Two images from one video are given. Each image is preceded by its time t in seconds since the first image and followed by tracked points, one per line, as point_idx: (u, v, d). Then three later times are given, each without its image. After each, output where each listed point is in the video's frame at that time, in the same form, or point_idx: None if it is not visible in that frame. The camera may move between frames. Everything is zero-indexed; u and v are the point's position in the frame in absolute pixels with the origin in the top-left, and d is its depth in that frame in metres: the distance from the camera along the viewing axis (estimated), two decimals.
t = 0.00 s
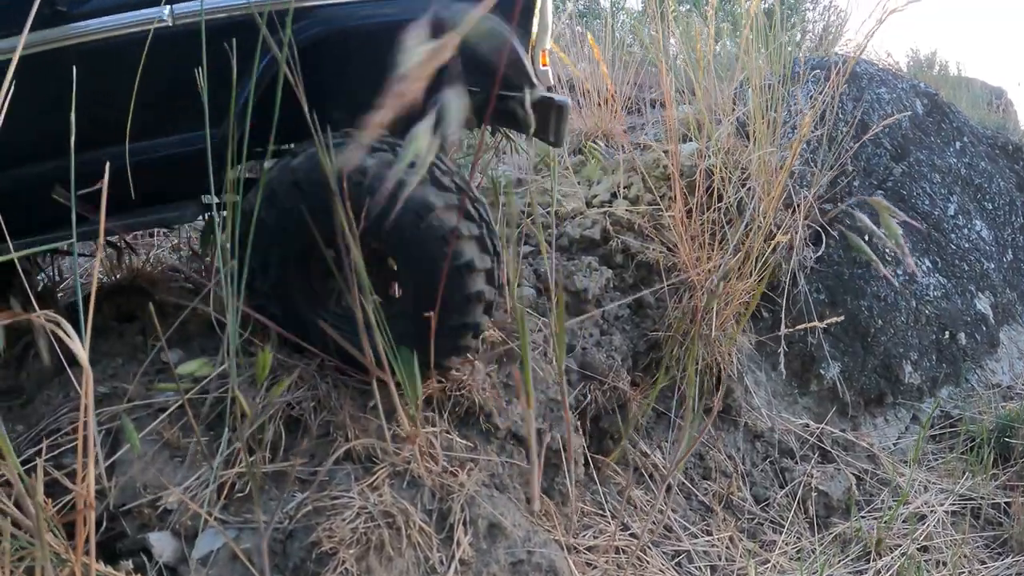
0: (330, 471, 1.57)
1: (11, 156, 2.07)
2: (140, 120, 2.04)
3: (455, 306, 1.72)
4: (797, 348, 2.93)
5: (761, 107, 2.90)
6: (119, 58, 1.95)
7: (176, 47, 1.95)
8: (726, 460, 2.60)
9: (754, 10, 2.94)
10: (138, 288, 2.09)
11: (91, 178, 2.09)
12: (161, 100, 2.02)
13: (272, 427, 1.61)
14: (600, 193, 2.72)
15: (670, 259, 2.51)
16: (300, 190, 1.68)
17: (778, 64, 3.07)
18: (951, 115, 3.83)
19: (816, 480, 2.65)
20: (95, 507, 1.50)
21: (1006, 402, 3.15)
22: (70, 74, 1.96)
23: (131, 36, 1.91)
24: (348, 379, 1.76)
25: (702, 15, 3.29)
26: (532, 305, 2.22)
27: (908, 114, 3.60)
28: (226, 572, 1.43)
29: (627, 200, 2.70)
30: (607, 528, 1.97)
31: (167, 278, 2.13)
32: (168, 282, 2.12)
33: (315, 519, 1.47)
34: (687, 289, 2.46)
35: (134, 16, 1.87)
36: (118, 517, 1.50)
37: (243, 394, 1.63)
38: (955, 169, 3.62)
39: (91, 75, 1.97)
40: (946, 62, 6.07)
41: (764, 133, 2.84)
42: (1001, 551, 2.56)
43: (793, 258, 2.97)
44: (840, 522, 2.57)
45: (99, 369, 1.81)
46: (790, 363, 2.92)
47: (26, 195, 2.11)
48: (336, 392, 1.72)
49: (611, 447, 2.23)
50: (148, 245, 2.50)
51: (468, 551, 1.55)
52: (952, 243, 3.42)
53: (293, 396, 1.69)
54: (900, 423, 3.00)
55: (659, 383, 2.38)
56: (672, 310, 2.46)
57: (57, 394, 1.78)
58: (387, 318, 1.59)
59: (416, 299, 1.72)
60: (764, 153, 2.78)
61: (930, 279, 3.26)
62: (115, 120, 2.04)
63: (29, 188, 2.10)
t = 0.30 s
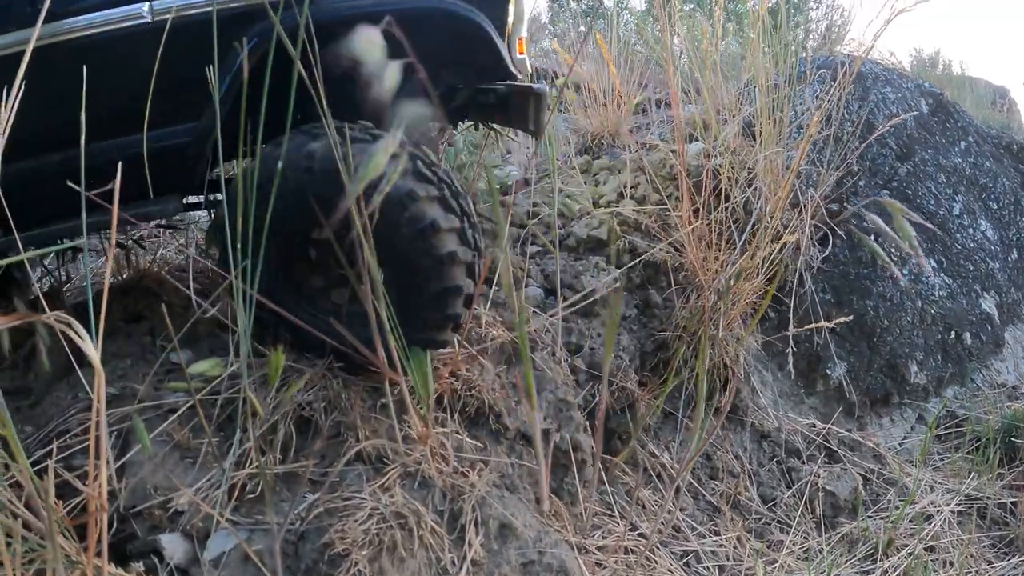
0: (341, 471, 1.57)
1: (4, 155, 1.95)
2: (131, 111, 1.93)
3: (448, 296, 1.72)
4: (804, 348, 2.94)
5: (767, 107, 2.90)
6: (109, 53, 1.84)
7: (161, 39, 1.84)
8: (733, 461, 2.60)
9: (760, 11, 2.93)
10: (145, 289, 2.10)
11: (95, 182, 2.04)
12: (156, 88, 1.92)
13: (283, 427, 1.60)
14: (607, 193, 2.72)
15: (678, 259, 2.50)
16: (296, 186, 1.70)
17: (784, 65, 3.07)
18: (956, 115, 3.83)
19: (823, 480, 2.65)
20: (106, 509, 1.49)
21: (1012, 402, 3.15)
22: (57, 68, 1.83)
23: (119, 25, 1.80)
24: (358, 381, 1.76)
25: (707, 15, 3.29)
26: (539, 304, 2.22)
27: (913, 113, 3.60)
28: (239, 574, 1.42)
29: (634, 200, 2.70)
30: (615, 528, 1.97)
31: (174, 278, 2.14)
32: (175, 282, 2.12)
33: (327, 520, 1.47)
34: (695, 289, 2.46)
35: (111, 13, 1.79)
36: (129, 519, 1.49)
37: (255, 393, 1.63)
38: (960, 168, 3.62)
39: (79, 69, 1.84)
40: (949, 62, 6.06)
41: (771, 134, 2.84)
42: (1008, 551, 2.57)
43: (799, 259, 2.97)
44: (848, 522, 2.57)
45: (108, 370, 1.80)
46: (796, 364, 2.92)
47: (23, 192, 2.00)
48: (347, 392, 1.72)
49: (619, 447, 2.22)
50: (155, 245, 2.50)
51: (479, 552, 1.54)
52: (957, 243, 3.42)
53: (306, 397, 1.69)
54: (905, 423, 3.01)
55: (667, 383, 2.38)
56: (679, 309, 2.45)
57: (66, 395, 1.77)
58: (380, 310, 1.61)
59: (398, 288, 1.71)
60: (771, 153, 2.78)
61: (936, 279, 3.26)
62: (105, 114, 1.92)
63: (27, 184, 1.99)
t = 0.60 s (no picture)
0: (342, 472, 1.56)
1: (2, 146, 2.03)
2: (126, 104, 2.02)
3: (403, 262, 1.71)
4: (807, 348, 2.93)
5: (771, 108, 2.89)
6: (101, 48, 1.93)
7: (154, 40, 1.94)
8: (736, 461, 2.59)
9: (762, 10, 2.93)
10: (147, 288, 2.09)
11: (96, 175, 2.10)
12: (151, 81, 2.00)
13: (284, 428, 1.59)
14: (610, 193, 2.71)
15: (681, 259, 2.49)
16: (296, 184, 1.70)
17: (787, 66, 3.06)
18: (960, 114, 3.81)
19: (826, 480, 2.64)
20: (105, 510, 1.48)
21: (1015, 403, 3.14)
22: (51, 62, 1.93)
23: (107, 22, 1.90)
24: (360, 380, 1.74)
25: (710, 14, 3.28)
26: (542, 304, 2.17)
27: (917, 113, 3.58)
28: None
29: (637, 199, 2.69)
30: (619, 529, 1.96)
31: (175, 278, 2.14)
32: (176, 282, 2.12)
33: (327, 521, 1.45)
34: (698, 289, 2.45)
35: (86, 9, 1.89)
36: (129, 520, 1.48)
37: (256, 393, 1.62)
38: (964, 168, 3.61)
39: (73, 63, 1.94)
40: (952, 61, 6.05)
41: (774, 133, 2.83)
42: (1011, 552, 2.56)
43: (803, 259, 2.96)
44: (851, 523, 2.56)
45: (109, 370, 1.80)
46: (800, 364, 2.92)
47: (23, 180, 2.07)
48: (348, 391, 1.70)
49: (622, 447, 2.21)
50: (155, 245, 2.49)
51: (481, 554, 1.52)
52: (961, 243, 3.41)
53: (307, 397, 1.68)
54: (908, 423, 3.01)
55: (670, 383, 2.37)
56: (683, 309, 2.44)
57: (66, 395, 1.77)
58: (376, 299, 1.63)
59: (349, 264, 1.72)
60: (775, 152, 2.77)
61: (939, 279, 3.25)
62: (100, 107, 2.01)
63: (26, 173, 2.06)
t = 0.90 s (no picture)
0: (342, 474, 1.54)
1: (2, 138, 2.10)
2: (110, 102, 2.07)
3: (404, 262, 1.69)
4: (812, 348, 2.92)
5: (775, 107, 2.88)
6: (90, 42, 2.04)
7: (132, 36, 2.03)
8: (741, 462, 2.57)
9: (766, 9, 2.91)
10: (148, 288, 2.08)
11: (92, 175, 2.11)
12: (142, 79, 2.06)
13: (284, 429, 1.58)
14: (614, 192, 2.69)
15: (685, 258, 2.48)
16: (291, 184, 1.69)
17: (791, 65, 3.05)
18: (966, 113, 3.79)
19: (832, 481, 2.63)
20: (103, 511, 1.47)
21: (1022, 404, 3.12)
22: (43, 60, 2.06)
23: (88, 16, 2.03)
24: (360, 380, 1.72)
25: (714, 13, 3.27)
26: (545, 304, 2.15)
27: (923, 112, 3.56)
28: None
29: (640, 199, 2.67)
30: (622, 531, 1.94)
31: (176, 277, 2.12)
32: (178, 281, 2.11)
33: (326, 523, 1.44)
34: (702, 289, 2.44)
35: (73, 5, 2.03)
36: (127, 521, 1.46)
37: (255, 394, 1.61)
38: (970, 168, 3.59)
39: (62, 60, 2.06)
40: (957, 61, 6.02)
41: (778, 132, 2.81)
42: (1017, 555, 2.54)
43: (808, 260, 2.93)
44: (856, 525, 2.56)
45: (108, 370, 1.78)
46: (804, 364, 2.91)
47: (24, 173, 2.13)
48: (350, 391, 1.68)
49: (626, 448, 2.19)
50: (157, 245, 2.47)
51: (483, 556, 1.50)
52: (967, 243, 3.39)
53: (307, 398, 1.66)
54: (914, 424, 2.99)
55: (674, 383, 2.35)
56: (686, 310, 2.43)
57: (66, 395, 1.75)
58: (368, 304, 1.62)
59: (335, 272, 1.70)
60: (779, 152, 2.76)
61: (945, 279, 3.23)
62: (86, 105, 2.07)
63: (25, 164, 2.11)
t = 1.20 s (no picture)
0: (355, 478, 1.52)
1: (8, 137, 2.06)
2: (114, 101, 2.03)
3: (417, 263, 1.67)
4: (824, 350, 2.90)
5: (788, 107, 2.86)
6: (91, 40, 1.98)
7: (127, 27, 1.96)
8: (754, 465, 2.54)
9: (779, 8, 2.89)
10: (158, 290, 2.07)
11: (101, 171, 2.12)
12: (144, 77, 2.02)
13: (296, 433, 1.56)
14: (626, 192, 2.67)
15: (698, 260, 2.46)
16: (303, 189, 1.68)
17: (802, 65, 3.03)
18: (977, 113, 3.77)
19: (844, 485, 2.61)
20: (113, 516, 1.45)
21: None
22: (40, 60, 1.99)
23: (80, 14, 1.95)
24: (374, 383, 1.70)
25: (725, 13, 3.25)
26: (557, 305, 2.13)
27: (934, 112, 3.54)
28: None
29: (652, 200, 2.65)
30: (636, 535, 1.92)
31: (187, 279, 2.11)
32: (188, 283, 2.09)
33: (340, 529, 1.42)
34: (715, 290, 2.42)
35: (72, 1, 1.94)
36: (137, 526, 1.45)
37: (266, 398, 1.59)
38: (981, 168, 3.57)
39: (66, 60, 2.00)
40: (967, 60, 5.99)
41: (792, 133, 2.79)
42: None
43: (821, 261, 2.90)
44: (869, 528, 2.55)
45: (119, 373, 1.77)
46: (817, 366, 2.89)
47: (29, 173, 2.11)
48: (363, 394, 1.66)
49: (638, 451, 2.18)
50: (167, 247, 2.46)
51: (497, 562, 1.48)
52: (979, 244, 3.38)
53: (319, 402, 1.64)
54: (927, 426, 2.97)
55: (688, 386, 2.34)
56: (699, 312, 2.41)
57: (75, 398, 1.74)
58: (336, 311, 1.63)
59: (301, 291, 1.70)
60: (792, 152, 2.74)
61: (957, 281, 3.21)
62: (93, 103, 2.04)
63: (30, 164, 2.08)
